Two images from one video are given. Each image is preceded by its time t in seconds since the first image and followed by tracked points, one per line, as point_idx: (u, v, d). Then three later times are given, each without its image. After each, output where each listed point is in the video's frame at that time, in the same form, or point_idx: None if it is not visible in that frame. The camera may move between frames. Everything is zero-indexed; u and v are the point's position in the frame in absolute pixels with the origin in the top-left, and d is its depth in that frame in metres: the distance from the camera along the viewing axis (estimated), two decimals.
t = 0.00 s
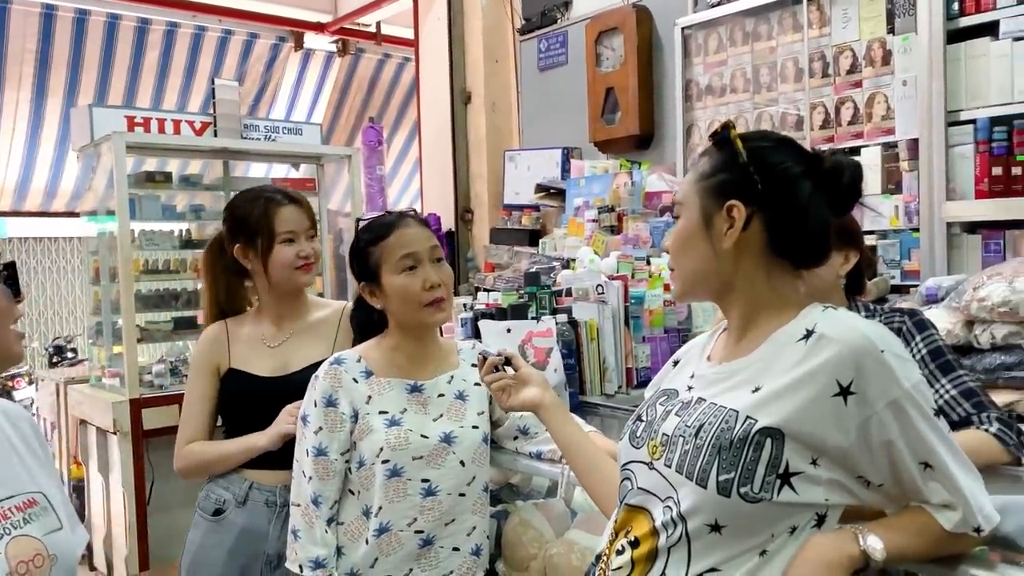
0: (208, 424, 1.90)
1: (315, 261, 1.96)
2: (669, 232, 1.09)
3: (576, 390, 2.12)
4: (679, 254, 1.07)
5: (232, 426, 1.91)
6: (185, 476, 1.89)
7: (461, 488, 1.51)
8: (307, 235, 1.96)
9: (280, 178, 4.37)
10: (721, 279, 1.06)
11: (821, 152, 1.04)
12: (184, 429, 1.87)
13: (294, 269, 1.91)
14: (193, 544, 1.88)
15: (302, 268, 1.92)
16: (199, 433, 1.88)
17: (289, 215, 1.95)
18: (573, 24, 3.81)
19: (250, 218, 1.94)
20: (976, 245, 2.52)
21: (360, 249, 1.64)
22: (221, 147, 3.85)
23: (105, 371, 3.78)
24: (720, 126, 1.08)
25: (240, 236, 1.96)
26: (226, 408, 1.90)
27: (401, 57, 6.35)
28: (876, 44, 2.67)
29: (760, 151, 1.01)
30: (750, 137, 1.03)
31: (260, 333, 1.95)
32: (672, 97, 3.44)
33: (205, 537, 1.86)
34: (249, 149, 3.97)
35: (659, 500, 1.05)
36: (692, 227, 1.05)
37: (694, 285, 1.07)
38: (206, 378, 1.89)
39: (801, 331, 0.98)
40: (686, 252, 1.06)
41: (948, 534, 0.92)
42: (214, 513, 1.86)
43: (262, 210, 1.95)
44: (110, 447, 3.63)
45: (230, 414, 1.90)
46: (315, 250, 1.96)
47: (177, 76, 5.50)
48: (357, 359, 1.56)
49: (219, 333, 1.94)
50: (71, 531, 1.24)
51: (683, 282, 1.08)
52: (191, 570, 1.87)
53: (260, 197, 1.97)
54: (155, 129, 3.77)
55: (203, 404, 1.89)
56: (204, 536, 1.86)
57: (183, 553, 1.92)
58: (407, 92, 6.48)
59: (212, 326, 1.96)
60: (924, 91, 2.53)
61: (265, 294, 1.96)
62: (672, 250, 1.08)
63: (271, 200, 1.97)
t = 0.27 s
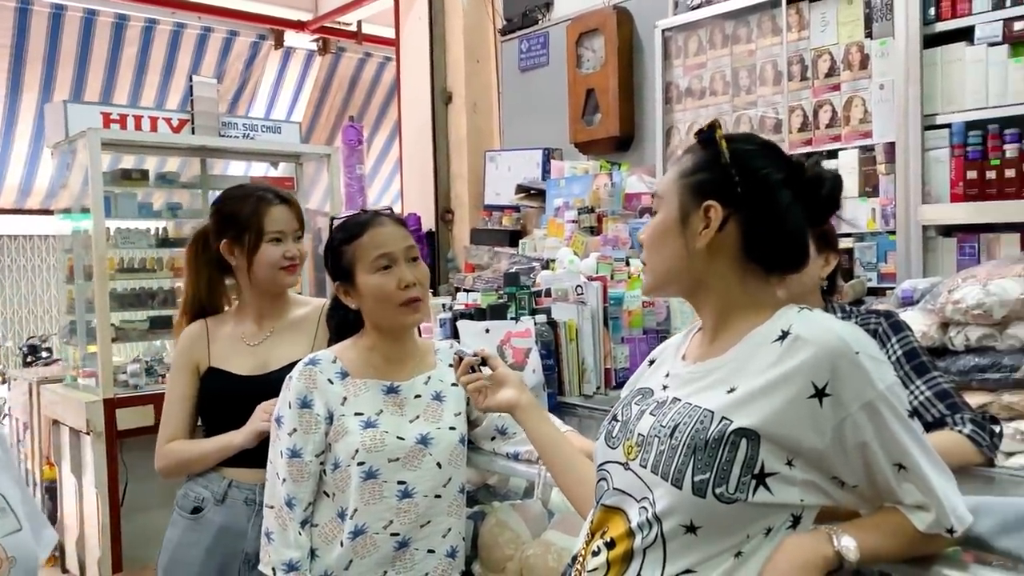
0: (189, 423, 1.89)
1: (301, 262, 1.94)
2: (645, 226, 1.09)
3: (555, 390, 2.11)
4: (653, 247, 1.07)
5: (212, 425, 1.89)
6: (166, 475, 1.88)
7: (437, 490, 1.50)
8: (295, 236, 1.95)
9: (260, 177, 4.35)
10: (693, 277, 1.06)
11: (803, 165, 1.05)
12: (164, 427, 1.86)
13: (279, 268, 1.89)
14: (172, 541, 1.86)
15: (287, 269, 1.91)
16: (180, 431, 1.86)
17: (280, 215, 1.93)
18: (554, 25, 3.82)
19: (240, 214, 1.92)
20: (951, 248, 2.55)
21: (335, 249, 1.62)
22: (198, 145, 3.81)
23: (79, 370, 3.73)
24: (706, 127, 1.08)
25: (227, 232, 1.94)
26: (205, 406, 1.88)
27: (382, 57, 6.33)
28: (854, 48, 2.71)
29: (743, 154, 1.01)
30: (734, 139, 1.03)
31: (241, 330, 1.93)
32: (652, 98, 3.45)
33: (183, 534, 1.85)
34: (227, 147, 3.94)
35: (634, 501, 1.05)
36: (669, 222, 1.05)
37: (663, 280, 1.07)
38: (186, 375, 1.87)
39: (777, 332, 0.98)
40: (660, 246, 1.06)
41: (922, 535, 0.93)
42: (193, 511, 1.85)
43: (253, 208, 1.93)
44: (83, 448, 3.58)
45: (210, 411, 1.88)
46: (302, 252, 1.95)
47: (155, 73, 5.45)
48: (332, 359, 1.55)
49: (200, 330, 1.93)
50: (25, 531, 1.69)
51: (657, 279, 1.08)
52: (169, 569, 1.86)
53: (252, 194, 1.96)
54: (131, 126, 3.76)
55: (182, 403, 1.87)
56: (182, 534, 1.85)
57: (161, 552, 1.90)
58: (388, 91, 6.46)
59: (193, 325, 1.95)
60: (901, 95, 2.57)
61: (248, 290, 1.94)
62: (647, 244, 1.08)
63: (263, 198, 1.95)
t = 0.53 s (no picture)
0: (175, 421, 1.88)
1: (287, 261, 1.94)
2: (627, 228, 1.10)
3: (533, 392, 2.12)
4: (635, 250, 1.08)
5: (197, 423, 1.88)
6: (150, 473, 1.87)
7: (416, 490, 1.49)
8: (282, 234, 1.94)
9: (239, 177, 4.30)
10: (675, 278, 1.07)
11: (781, 167, 1.07)
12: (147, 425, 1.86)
13: (264, 266, 1.89)
14: (153, 538, 1.87)
15: (271, 267, 1.90)
16: (164, 429, 1.86)
17: (267, 213, 1.93)
18: (535, 28, 3.83)
19: (227, 210, 1.92)
20: (925, 252, 2.59)
21: (310, 250, 1.60)
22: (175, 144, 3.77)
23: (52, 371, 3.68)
24: (686, 129, 1.09)
25: (216, 227, 1.93)
26: (188, 404, 1.87)
27: (362, 57, 6.32)
28: (831, 55, 2.73)
29: (723, 156, 1.03)
30: (715, 141, 1.04)
31: (226, 328, 1.92)
32: (631, 102, 3.47)
33: (165, 531, 1.86)
34: (204, 146, 3.90)
35: (612, 501, 1.05)
36: (651, 223, 1.06)
37: (645, 283, 1.08)
38: (170, 373, 1.87)
39: (754, 333, 0.99)
40: (642, 248, 1.07)
41: (894, 534, 0.94)
42: (175, 507, 1.86)
43: (242, 205, 1.92)
44: (55, 450, 3.53)
45: (192, 410, 1.87)
46: (288, 251, 1.94)
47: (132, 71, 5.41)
48: (310, 360, 1.54)
49: (185, 328, 1.93)
50: None
51: (638, 279, 1.09)
52: (151, 564, 1.87)
53: (241, 191, 1.95)
54: (107, 125, 3.69)
55: (168, 401, 1.87)
56: (164, 530, 1.86)
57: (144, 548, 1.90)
58: (368, 92, 6.43)
59: (179, 322, 1.95)
60: (876, 102, 2.60)
61: (233, 287, 1.94)
62: (628, 246, 1.09)
63: (251, 196, 1.94)
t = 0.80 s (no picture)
0: (163, 419, 1.88)
1: (261, 261, 1.92)
2: (610, 237, 1.12)
3: (514, 397, 2.12)
4: (619, 259, 1.10)
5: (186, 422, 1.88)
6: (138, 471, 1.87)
7: (399, 493, 1.50)
8: (254, 233, 1.94)
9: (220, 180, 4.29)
10: (659, 286, 1.09)
11: (761, 176, 1.09)
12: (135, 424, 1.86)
13: (233, 265, 1.89)
14: (143, 538, 1.88)
15: (241, 266, 1.90)
16: (153, 427, 1.85)
17: (237, 211, 1.93)
18: (518, 35, 3.89)
19: (203, 210, 1.95)
20: (900, 260, 2.65)
21: (291, 258, 1.60)
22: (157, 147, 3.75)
23: (28, 374, 3.64)
24: (668, 140, 1.11)
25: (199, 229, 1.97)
26: (176, 404, 1.87)
27: (344, 61, 6.31)
28: (810, 65, 2.78)
29: (705, 167, 1.05)
30: (696, 152, 1.06)
31: (215, 328, 1.93)
32: (613, 109, 3.50)
33: (156, 530, 1.86)
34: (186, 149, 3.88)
35: (596, 505, 1.07)
36: (634, 234, 1.08)
37: (629, 291, 1.10)
38: (158, 371, 1.87)
39: (736, 341, 1.01)
40: (626, 258, 1.09)
41: (872, 537, 0.97)
42: (165, 507, 1.86)
43: (215, 205, 1.95)
44: (32, 453, 3.49)
45: (180, 409, 1.87)
46: (261, 249, 1.93)
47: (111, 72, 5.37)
48: (294, 364, 1.56)
49: (174, 327, 1.93)
50: None
51: (623, 288, 1.10)
52: (142, 564, 1.87)
53: (219, 192, 1.98)
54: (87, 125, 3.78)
55: (156, 399, 1.86)
56: (155, 530, 1.87)
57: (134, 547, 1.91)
58: (349, 95, 6.42)
59: (168, 321, 1.95)
60: (854, 112, 2.65)
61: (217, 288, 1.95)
62: (613, 255, 1.11)
63: (225, 195, 1.95)
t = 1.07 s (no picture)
0: (146, 423, 1.88)
1: (221, 268, 1.92)
2: (598, 246, 1.15)
3: (501, 401, 2.16)
4: (608, 267, 1.13)
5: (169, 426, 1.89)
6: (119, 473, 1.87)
7: (388, 494, 1.53)
8: (215, 239, 1.94)
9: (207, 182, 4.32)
10: (645, 292, 1.12)
11: (742, 185, 1.12)
12: (119, 426, 1.86)
13: (195, 272, 1.92)
14: (123, 543, 1.88)
15: (201, 273, 1.91)
16: (136, 431, 1.86)
17: (197, 218, 1.95)
18: (504, 42, 3.94)
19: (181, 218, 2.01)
20: (878, 268, 2.71)
21: (287, 260, 1.63)
22: (143, 150, 3.76)
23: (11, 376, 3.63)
24: (654, 150, 1.14)
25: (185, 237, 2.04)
26: (161, 407, 1.88)
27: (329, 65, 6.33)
28: (791, 76, 2.84)
29: (689, 177, 1.09)
30: (681, 163, 1.10)
31: (201, 333, 1.94)
32: (598, 117, 3.54)
33: (137, 535, 1.87)
34: (173, 152, 3.89)
35: (584, 505, 1.10)
36: (622, 242, 1.11)
37: (616, 298, 1.13)
38: (144, 374, 1.87)
39: (719, 346, 1.05)
40: (614, 265, 1.12)
41: (849, 536, 1.00)
42: (147, 512, 1.87)
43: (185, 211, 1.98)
44: (15, 455, 3.48)
45: (165, 413, 1.88)
46: (222, 255, 1.92)
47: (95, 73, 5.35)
48: (285, 366, 1.58)
49: (161, 330, 1.93)
50: None
51: (611, 295, 1.14)
52: (121, 568, 1.88)
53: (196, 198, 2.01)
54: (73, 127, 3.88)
55: (140, 403, 1.86)
56: (135, 535, 1.87)
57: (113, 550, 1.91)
58: (335, 99, 6.44)
59: (155, 324, 1.95)
60: (834, 123, 2.70)
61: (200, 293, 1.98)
62: (600, 263, 1.14)
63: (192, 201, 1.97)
